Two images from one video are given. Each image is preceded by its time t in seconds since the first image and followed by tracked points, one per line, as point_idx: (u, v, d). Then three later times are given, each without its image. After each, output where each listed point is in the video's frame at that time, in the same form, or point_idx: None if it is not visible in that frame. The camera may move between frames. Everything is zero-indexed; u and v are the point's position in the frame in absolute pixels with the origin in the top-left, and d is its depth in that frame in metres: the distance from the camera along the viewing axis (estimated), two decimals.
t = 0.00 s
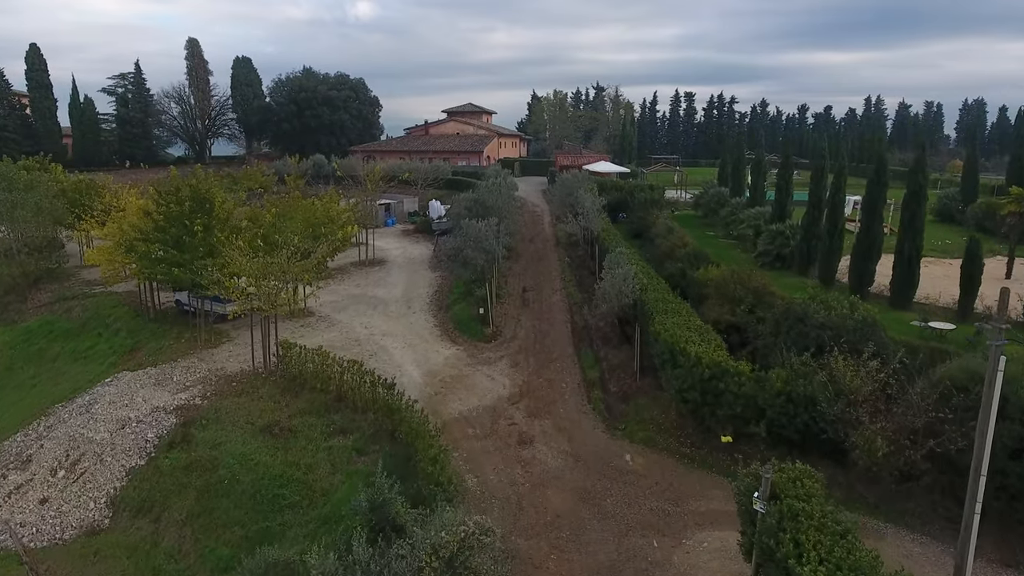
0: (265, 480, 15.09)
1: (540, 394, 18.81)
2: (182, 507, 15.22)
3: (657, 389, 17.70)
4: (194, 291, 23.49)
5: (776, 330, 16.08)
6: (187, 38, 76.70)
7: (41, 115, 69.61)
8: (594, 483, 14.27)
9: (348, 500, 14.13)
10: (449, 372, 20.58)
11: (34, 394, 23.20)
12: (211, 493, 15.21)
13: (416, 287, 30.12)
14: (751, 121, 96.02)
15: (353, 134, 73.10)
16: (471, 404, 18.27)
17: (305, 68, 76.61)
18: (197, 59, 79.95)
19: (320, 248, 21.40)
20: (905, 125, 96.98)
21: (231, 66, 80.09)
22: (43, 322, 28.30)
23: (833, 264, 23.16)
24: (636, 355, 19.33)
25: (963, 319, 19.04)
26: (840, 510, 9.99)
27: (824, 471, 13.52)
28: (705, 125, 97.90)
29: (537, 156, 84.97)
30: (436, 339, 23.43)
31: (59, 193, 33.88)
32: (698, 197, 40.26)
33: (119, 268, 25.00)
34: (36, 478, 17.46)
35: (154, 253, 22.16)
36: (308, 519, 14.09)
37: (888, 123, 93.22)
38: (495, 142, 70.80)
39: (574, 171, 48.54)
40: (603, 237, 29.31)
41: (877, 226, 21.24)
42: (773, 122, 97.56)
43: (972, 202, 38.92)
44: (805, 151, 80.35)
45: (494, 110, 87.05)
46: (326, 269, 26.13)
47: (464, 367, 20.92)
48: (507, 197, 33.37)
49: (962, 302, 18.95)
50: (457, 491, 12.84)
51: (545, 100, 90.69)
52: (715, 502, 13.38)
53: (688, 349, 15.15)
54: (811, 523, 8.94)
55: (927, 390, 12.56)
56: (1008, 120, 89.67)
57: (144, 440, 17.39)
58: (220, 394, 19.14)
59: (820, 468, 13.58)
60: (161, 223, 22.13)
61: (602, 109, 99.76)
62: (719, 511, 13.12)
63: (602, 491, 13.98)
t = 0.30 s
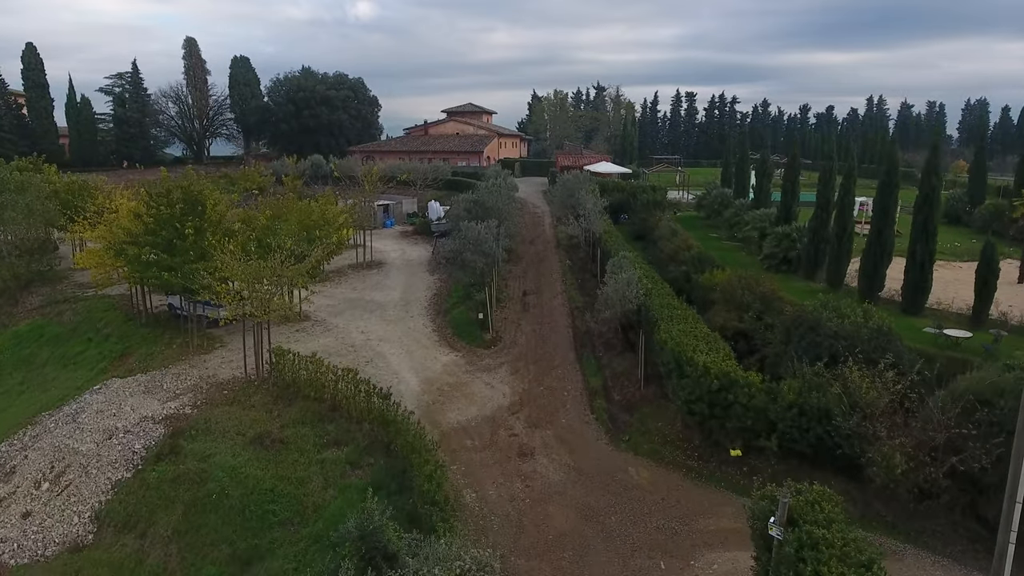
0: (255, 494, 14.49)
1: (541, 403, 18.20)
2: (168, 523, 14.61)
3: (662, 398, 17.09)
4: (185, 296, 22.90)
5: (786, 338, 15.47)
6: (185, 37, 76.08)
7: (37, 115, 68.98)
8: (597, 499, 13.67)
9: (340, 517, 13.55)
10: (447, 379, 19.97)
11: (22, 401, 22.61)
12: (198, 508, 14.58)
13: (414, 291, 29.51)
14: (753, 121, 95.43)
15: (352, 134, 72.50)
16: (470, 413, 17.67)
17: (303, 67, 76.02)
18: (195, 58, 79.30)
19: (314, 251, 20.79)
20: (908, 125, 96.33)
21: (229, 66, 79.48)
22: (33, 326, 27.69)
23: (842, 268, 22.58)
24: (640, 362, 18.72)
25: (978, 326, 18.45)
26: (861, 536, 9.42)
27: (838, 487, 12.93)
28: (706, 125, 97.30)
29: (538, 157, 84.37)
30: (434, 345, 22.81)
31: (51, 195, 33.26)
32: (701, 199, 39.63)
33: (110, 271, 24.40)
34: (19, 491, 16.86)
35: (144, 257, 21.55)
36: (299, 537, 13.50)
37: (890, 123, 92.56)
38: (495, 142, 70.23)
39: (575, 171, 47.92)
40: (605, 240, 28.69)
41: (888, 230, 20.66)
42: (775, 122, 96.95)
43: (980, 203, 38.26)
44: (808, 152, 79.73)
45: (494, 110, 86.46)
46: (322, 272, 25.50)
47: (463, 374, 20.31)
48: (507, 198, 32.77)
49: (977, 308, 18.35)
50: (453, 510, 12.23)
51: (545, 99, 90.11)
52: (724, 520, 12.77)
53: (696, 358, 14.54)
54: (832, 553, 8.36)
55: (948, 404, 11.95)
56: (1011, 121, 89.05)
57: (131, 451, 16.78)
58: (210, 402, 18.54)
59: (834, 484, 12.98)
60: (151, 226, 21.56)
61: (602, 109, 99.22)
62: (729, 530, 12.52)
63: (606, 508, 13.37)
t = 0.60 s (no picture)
0: (244, 511, 13.91)
1: (542, 413, 17.61)
2: (154, 540, 14.01)
3: (668, 408, 16.50)
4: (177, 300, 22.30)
5: (798, 347, 14.88)
6: (183, 37, 75.47)
7: (33, 114, 68.33)
8: (601, 517, 13.07)
9: (333, 536, 12.98)
10: (445, 387, 19.39)
11: (8, 409, 22.00)
12: (185, 524, 13.99)
13: (413, 294, 28.90)
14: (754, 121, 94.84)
15: (351, 134, 71.89)
16: (469, 424, 17.07)
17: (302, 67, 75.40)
18: (193, 57, 78.67)
19: (307, 255, 20.18)
20: (911, 125, 95.70)
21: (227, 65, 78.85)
22: (22, 331, 27.07)
23: (851, 272, 21.99)
24: (645, 370, 18.14)
25: (994, 333, 17.86)
26: (884, 564, 8.90)
27: (854, 505, 12.34)
28: (707, 125, 96.70)
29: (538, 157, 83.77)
30: (432, 351, 22.23)
31: (43, 196, 32.62)
32: (704, 200, 39.04)
33: (100, 275, 23.80)
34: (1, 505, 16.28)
35: (134, 261, 20.98)
36: (289, 557, 12.92)
37: (893, 123, 91.91)
38: (495, 142, 69.63)
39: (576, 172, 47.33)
40: (607, 242, 28.10)
41: (900, 233, 20.07)
42: (777, 122, 96.37)
43: (987, 205, 37.63)
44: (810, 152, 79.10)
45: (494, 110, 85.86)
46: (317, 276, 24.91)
47: (462, 382, 19.72)
48: (507, 199, 32.17)
49: (993, 315, 17.76)
50: (451, 531, 11.65)
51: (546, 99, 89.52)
52: (735, 540, 12.18)
53: (704, 368, 13.94)
54: None
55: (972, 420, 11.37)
56: (1014, 121, 88.50)
57: (117, 464, 16.20)
58: (200, 412, 17.96)
59: (850, 502, 12.40)
60: (141, 230, 21.04)
61: (603, 109, 98.59)
62: (740, 551, 11.93)
63: (611, 527, 12.78)
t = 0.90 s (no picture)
0: (232, 529, 13.31)
1: (543, 423, 17.02)
2: (138, 560, 13.38)
3: (673, 419, 15.92)
4: (168, 305, 21.66)
5: (809, 357, 14.30)
6: (180, 36, 74.86)
7: (29, 115, 67.65)
8: (606, 537, 12.48)
9: (324, 556, 12.38)
10: (443, 396, 18.78)
11: None
12: (171, 542, 13.39)
13: (411, 298, 28.31)
14: (756, 121, 94.27)
15: (350, 134, 71.27)
16: (467, 435, 16.49)
17: (300, 66, 74.83)
18: (190, 57, 78.02)
19: (302, 259, 19.59)
20: (914, 125, 95.05)
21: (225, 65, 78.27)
22: (11, 336, 26.43)
23: (861, 276, 21.40)
24: (649, 379, 17.55)
25: (1011, 341, 17.27)
26: None
27: (871, 525, 11.74)
28: (709, 125, 96.21)
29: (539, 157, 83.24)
30: (430, 357, 21.61)
31: (34, 198, 31.98)
32: (707, 201, 38.42)
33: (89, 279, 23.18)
34: None
35: (123, 265, 20.38)
36: None
37: (896, 123, 91.19)
38: (495, 142, 69.04)
39: (577, 172, 46.72)
40: (609, 245, 27.48)
41: (912, 236, 19.47)
42: (779, 122, 95.80)
43: (995, 206, 36.99)
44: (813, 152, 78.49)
45: (494, 110, 85.29)
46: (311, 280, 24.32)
47: (460, 390, 19.11)
48: (507, 201, 31.58)
49: (1010, 322, 17.15)
50: (448, 554, 11.05)
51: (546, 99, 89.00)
52: (746, 562, 11.58)
53: (713, 380, 13.36)
54: None
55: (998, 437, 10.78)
56: (1017, 121, 87.88)
57: (102, 477, 15.59)
58: (189, 422, 17.36)
59: (867, 521, 11.80)
60: (130, 233, 20.43)
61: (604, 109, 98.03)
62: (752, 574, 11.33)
63: (616, 548, 12.19)
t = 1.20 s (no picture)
0: (219, 549, 12.69)
1: (544, 434, 16.42)
2: None
3: (680, 431, 15.32)
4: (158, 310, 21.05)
5: (823, 367, 13.69)
6: (178, 35, 74.34)
7: (26, 114, 67.07)
8: (611, 558, 11.88)
9: None
10: (442, 405, 18.18)
11: None
12: (155, 562, 12.71)
13: (409, 301, 27.74)
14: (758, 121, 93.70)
15: (349, 134, 70.69)
16: (466, 447, 15.90)
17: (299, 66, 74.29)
18: (188, 57, 77.39)
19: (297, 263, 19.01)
20: (916, 125, 94.53)
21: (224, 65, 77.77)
22: None
23: (872, 281, 20.79)
24: (655, 388, 16.95)
25: None
26: None
27: (890, 547, 11.14)
28: (710, 125, 95.65)
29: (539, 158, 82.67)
30: (428, 364, 21.03)
31: (26, 199, 31.39)
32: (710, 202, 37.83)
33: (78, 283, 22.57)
34: None
35: (111, 270, 19.77)
36: None
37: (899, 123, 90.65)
38: (495, 143, 68.46)
39: (578, 173, 46.14)
40: (612, 247, 26.89)
41: (926, 240, 18.85)
42: (781, 122, 95.24)
43: (1004, 208, 36.41)
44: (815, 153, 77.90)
45: (494, 110, 84.73)
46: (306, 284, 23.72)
47: (459, 399, 18.51)
48: (507, 203, 30.98)
49: None
50: None
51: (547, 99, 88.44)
52: None
53: (723, 392, 12.75)
54: None
55: None
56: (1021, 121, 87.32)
57: (86, 492, 14.98)
58: (178, 433, 16.76)
59: (886, 543, 11.20)
60: (118, 236, 19.83)
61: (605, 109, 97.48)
62: None
63: (621, 569, 11.59)
